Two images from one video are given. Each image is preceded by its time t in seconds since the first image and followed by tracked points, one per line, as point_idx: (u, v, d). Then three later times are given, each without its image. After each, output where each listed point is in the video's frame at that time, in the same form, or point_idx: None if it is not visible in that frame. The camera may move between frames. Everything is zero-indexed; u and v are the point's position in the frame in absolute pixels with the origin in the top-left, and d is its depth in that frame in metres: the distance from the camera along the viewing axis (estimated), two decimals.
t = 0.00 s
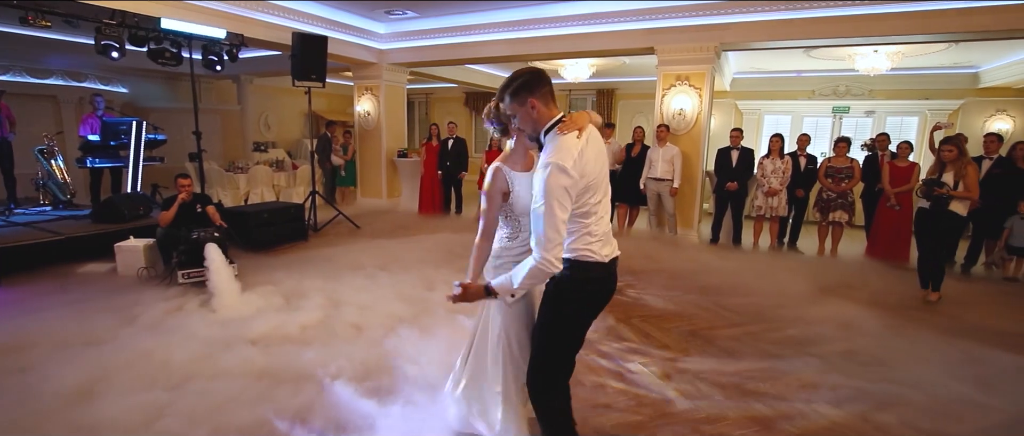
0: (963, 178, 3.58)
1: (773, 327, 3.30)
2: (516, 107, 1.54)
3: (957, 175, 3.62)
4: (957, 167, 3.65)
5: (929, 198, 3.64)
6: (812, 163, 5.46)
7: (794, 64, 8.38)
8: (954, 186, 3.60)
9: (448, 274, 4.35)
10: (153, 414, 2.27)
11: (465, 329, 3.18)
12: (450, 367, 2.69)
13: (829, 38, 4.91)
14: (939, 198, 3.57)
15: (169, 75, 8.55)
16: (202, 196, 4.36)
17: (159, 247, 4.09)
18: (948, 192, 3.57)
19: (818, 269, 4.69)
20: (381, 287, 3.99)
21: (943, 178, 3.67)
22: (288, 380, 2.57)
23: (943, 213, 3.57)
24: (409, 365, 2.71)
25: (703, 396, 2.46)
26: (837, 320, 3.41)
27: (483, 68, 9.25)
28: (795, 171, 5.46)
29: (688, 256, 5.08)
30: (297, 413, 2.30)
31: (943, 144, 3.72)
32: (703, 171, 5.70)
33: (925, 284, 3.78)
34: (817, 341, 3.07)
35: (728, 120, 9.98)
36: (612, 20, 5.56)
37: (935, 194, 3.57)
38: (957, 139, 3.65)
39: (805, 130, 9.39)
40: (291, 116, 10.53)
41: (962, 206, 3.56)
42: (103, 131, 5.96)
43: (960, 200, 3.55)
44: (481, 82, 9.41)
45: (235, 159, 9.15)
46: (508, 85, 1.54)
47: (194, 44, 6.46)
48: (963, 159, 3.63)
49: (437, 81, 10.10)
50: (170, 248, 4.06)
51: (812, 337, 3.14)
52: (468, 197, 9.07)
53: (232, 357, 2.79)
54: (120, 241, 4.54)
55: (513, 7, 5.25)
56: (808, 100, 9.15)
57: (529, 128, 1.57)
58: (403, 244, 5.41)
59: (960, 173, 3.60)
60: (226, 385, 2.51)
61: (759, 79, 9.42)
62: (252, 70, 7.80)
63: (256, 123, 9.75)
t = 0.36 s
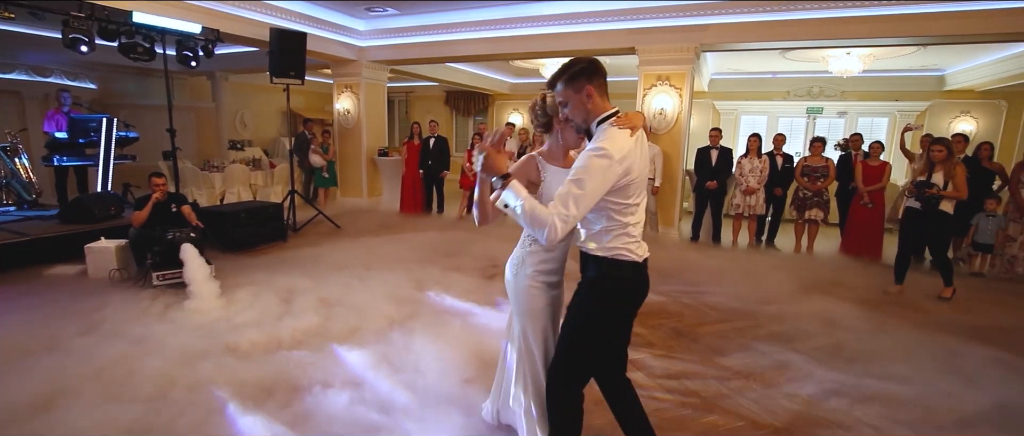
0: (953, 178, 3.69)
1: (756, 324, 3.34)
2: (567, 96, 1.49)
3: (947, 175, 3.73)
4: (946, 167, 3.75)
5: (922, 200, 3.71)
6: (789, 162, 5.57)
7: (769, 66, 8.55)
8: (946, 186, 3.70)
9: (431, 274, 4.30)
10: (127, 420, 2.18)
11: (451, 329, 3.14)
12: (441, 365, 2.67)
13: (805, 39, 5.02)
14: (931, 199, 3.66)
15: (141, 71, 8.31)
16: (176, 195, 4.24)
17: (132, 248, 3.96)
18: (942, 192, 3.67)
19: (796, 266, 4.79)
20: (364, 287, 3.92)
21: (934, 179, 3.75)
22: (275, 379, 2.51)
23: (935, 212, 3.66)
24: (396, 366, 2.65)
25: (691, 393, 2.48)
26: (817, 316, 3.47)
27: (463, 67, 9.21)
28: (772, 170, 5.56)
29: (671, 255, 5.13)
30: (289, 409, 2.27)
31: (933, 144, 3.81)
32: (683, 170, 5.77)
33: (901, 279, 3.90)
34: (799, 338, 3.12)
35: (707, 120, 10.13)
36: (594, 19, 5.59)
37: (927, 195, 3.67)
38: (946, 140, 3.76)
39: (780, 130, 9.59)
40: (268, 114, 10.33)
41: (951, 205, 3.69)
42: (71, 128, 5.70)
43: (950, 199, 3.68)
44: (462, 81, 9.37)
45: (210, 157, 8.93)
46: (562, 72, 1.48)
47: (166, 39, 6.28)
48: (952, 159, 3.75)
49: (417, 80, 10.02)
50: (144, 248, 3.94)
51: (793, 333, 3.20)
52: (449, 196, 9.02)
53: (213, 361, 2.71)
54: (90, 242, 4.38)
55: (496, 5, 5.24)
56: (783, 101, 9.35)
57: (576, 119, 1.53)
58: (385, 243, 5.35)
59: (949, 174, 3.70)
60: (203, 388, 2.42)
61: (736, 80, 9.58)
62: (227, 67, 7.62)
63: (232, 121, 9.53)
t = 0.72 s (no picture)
0: (929, 174, 3.87)
1: (726, 316, 3.43)
2: (603, 102, 1.49)
3: (924, 172, 3.91)
4: (921, 164, 3.93)
5: (901, 198, 3.90)
6: (754, 159, 5.73)
7: (733, 65, 8.77)
8: (922, 183, 3.89)
9: (404, 273, 4.24)
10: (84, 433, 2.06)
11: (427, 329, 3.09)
12: (423, 368, 2.61)
13: (769, 39, 5.16)
14: (909, 197, 3.84)
15: (91, 66, 7.91)
16: (135, 194, 4.04)
17: (87, 251, 3.81)
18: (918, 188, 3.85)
19: (759, 259, 4.95)
20: (336, 288, 3.83)
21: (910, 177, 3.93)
22: (245, 386, 2.42)
23: (917, 208, 3.83)
24: (373, 369, 2.60)
25: (667, 384, 2.51)
26: (784, 308, 3.58)
27: (432, 63, 9.11)
28: (738, 167, 5.69)
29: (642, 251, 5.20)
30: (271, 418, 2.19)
31: (908, 142, 3.96)
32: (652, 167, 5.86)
33: (865, 270, 4.08)
34: (768, 329, 3.21)
35: (673, 118, 10.33)
36: (565, 17, 5.61)
37: (907, 192, 3.86)
38: (921, 138, 3.90)
39: (744, 128, 9.85)
40: (229, 111, 9.99)
41: (930, 201, 3.85)
42: (17, 125, 5.46)
43: (928, 195, 3.84)
44: (431, 78, 9.26)
45: (169, 156, 8.58)
46: (593, 79, 1.47)
47: (120, 32, 6.00)
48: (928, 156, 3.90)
49: (385, 76, 9.85)
50: (99, 251, 3.78)
51: (763, 324, 3.29)
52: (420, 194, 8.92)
53: (177, 368, 2.59)
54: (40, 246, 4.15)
55: (467, 2, 5.21)
56: (746, 99, 9.62)
57: (614, 124, 1.55)
58: (355, 242, 5.24)
59: (927, 171, 3.88)
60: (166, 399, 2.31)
61: (701, 79, 9.80)
62: (185, 61, 7.33)
63: (191, 118, 9.18)
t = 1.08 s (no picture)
0: (881, 169, 4.14)
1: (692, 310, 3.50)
2: (643, 105, 1.42)
3: (876, 166, 4.16)
4: (874, 159, 4.16)
5: (855, 190, 4.15)
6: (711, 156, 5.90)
7: (689, 65, 9.01)
8: (875, 177, 4.15)
9: (369, 275, 4.12)
10: None
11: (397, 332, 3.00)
12: (397, 372, 2.52)
13: (725, 39, 5.31)
14: (864, 189, 4.10)
15: (20, 60, 7.36)
16: (74, 197, 3.76)
17: (23, 258, 3.56)
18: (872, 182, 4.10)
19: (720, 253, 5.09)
20: (298, 292, 3.69)
21: (864, 171, 4.17)
22: (204, 401, 2.28)
23: (871, 201, 4.09)
24: (343, 375, 2.50)
25: (640, 379, 2.54)
26: (746, 300, 3.69)
27: (391, 61, 8.94)
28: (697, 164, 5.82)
29: (608, 247, 5.26)
30: (241, 433, 2.07)
31: (865, 138, 4.17)
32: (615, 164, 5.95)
33: (826, 259, 4.36)
34: (734, 321, 3.30)
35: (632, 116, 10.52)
36: (526, 15, 5.62)
37: (861, 186, 4.12)
38: (876, 134, 4.12)
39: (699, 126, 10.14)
40: (176, 109, 9.51)
41: (881, 194, 4.13)
42: None
43: (879, 189, 4.11)
44: (390, 75, 9.09)
45: (110, 156, 8.09)
46: (638, 81, 1.37)
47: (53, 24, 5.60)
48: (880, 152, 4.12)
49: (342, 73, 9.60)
50: (36, 259, 3.54)
51: (728, 316, 3.38)
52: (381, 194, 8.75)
53: (127, 383, 2.42)
54: None
55: None
56: (701, 98, 9.91)
57: (646, 125, 1.50)
58: (316, 244, 5.07)
59: (879, 166, 4.14)
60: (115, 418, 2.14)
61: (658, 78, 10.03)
62: (127, 57, 6.92)
63: (134, 116, 8.68)
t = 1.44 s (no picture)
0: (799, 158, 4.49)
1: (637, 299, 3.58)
2: (677, 90, 1.38)
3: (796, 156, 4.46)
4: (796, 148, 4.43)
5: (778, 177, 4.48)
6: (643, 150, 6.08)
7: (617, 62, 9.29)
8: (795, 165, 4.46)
9: (306, 284, 3.89)
10: None
11: (343, 342, 2.84)
12: (348, 385, 2.38)
13: (651, 37, 5.50)
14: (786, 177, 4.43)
15: None
16: None
17: None
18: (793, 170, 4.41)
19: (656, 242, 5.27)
20: (228, 308, 3.41)
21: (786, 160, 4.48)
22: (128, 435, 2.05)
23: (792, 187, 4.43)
24: (289, 392, 2.34)
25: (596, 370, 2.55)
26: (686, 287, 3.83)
27: (315, 58, 8.55)
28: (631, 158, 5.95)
29: (550, 242, 5.30)
30: None
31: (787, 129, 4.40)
32: (551, 159, 6.02)
33: (755, 242, 4.71)
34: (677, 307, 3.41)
35: (563, 113, 10.71)
36: (458, 12, 5.56)
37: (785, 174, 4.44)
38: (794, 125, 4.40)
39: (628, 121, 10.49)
40: (70, 113, 8.59)
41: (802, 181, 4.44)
42: None
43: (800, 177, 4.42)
44: (315, 74, 8.69)
45: None
46: (681, 61, 1.32)
47: None
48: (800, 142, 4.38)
49: (262, 71, 9.08)
50: None
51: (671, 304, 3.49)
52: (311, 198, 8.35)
53: (30, 422, 2.12)
54: None
55: None
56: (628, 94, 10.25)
57: (670, 112, 1.45)
58: (244, 254, 4.74)
59: (798, 155, 4.45)
60: None
61: (587, 74, 10.26)
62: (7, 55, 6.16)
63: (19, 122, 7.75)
